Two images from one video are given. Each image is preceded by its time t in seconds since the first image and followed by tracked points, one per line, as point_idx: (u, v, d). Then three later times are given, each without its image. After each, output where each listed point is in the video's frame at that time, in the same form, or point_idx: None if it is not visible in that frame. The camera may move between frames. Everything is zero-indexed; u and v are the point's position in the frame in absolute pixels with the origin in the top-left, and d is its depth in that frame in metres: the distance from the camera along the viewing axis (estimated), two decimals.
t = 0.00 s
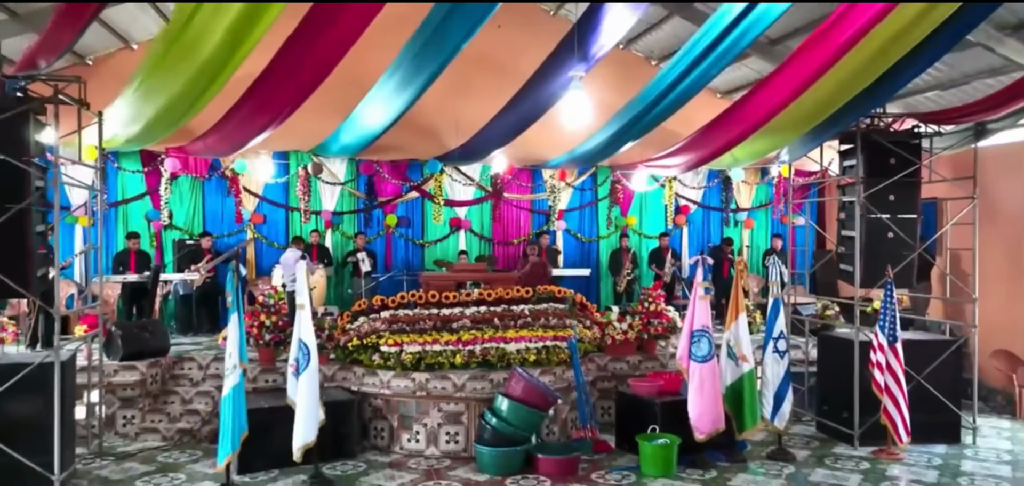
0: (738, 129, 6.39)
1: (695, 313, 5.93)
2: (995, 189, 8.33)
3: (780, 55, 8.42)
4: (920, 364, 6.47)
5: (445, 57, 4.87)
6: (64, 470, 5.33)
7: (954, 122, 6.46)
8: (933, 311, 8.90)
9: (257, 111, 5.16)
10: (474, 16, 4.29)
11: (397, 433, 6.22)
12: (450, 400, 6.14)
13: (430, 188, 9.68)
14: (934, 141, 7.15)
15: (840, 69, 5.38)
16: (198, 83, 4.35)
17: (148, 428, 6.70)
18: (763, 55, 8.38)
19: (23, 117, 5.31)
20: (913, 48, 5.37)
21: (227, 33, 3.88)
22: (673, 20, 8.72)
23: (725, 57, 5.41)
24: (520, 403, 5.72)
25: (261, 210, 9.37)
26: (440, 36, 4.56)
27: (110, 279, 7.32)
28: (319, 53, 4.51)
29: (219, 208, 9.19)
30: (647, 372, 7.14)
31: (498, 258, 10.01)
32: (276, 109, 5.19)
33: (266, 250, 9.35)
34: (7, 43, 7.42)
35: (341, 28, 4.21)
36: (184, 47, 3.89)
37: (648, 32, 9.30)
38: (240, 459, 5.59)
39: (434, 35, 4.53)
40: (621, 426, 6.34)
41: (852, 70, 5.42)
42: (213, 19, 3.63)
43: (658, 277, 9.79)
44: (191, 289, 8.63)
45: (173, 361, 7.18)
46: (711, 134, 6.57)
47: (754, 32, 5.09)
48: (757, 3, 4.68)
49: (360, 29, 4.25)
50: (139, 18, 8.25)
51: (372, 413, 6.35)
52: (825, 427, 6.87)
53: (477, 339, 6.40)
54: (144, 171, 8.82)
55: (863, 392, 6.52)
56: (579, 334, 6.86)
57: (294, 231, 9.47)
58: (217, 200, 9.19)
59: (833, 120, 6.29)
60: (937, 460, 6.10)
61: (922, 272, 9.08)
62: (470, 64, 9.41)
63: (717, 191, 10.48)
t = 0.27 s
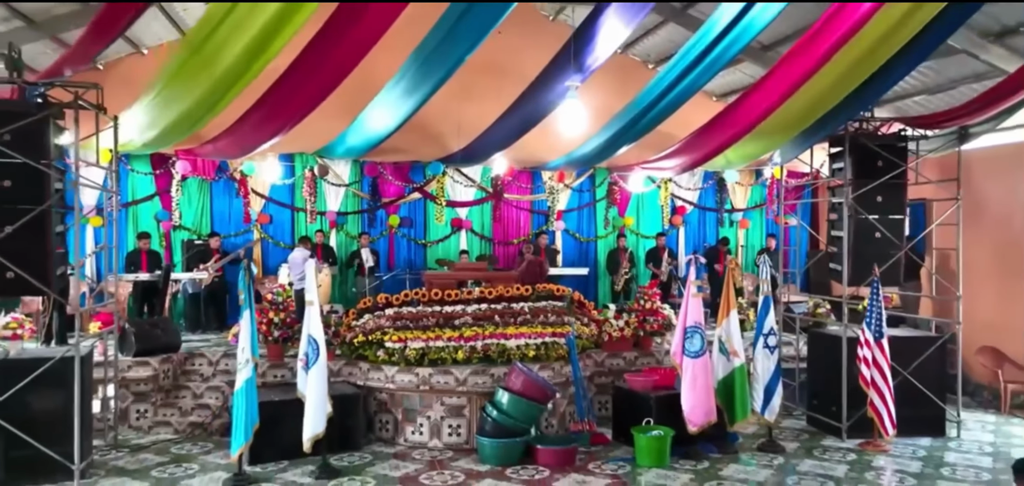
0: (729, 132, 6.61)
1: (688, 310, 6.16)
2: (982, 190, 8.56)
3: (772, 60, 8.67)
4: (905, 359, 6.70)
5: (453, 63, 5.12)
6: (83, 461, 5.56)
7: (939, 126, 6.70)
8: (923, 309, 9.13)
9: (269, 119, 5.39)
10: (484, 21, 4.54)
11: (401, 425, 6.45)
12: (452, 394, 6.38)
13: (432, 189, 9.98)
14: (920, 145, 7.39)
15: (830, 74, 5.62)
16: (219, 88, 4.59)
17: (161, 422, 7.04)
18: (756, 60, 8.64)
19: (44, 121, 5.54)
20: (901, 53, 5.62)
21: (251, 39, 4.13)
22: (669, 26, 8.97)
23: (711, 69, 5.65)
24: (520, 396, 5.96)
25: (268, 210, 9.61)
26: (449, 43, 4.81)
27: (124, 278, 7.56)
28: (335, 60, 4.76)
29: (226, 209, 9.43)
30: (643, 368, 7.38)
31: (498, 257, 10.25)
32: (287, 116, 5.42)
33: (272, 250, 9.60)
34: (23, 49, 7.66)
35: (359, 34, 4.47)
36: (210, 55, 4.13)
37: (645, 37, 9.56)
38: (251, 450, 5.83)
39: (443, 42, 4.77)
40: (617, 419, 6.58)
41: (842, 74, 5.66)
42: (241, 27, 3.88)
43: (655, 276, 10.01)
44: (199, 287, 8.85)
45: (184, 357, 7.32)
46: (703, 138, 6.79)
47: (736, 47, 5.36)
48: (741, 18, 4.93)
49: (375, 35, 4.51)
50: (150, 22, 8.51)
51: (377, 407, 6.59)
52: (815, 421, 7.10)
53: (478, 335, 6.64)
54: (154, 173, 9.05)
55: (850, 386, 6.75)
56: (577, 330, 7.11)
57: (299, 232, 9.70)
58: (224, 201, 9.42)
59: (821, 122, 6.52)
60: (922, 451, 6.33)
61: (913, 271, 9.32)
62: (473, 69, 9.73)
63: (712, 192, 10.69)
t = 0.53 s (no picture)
0: (722, 135, 6.82)
1: (682, 307, 6.39)
2: (970, 191, 8.79)
3: (765, 64, 8.90)
4: (892, 355, 6.92)
5: (459, 69, 5.34)
6: (101, 452, 5.79)
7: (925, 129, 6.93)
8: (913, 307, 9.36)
9: (278, 123, 5.62)
10: (490, 28, 4.78)
11: (405, 419, 6.69)
12: (454, 388, 6.61)
13: (434, 191, 10.17)
14: (907, 147, 7.62)
15: (820, 79, 5.84)
16: (238, 95, 4.83)
17: (172, 416, 7.27)
18: (750, 64, 8.87)
19: (63, 126, 5.78)
20: (892, 58, 5.83)
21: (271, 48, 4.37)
22: (664, 31, 9.22)
23: (700, 77, 5.79)
24: (520, 390, 6.20)
25: (273, 211, 9.84)
26: (456, 51, 5.04)
27: (136, 277, 7.78)
28: (348, 67, 5.01)
29: (233, 209, 9.68)
30: (639, 364, 7.61)
31: (498, 257, 10.49)
32: (297, 121, 5.64)
33: (278, 249, 9.85)
34: (39, 55, 7.89)
35: (373, 40, 4.72)
36: (232, 63, 4.36)
37: (641, 41, 9.79)
38: (262, 442, 6.07)
39: (450, 50, 4.99)
40: (613, 413, 6.81)
41: (833, 79, 5.88)
42: (264, 36, 4.12)
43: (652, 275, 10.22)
44: (207, 286, 9.02)
45: (194, 353, 7.57)
46: (698, 141, 7.00)
47: (724, 57, 5.51)
48: (728, 31, 5.11)
49: (388, 41, 4.77)
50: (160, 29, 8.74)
51: (382, 401, 6.82)
52: (805, 415, 7.34)
53: (479, 331, 6.88)
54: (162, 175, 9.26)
55: (839, 381, 6.99)
56: (575, 327, 7.35)
57: (304, 232, 9.98)
58: (231, 201, 9.68)
59: (811, 125, 6.74)
60: (907, 444, 6.56)
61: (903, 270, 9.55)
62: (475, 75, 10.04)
63: (708, 193, 10.94)
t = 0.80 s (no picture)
0: (713, 139, 7.06)
1: (675, 305, 6.63)
2: (958, 192, 9.03)
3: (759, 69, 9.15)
4: (880, 351, 7.16)
5: (463, 77, 5.58)
6: (118, 443, 6.04)
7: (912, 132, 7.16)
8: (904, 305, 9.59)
9: (285, 131, 5.84)
10: (496, 37, 5.03)
11: (409, 412, 6.93)
12: (456, 382, 6.85)
13: (436, 191, 10.40)
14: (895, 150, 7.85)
15: (810, 85, 6.09)
16: (255, 102, 5.08)
17: (184, 409, 7.54)
18: (744, 69, 9.11)
19: (82, 131, 6.02)
20: (874, 67, 6.06)
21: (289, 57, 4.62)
22: (660, 36, 9.48)
23: (689, 87, 5.99)
24: (520, 384, 6.46)
25: (279, 211, 10.08)
26: (463, 59, 5.28)
27: (147, 276, 8.02)
28: (352, 86, 5.17)
29: (239, 209, 9.90)
30: (635, 360, 7.83)
31: (499, 256, 10.72)
32: (304, 130, 5.87)
33: (283, 249, 10.07)
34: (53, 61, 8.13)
35: (377, 62, 4.90)
36: (251, 71, 4.61)
37: (638, 46, 10.04)
38: (272, 435, 6.31)
39: (457, 58, 5.22)
40: (610, 407, 7.05)
41: (821, 85, 6.12)
42: (283, 46, 4.37)
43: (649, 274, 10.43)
44: (215, 284, 9.25)
45: (204, 350, 7.82)
46: (692, 143, 7.24)
47: (712, 67, 5.75)
48: (716, 41, 5.36)
49: (390, 62, 4.93)
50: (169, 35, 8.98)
51: (387, 395, 7.06)
52: (796, 409, 7.58)
53: (480, 328, 7.13)
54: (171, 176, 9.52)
55: (828, 377, 7.23)
56: (573, 324, 7.59)
57: (309, 232, 10.19)
58: (237, 202, 9.90)
59: (799, 128, 6.98)
60: (894, 436, 6.80)
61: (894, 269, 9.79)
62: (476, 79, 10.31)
63: (703, 194, 11.13)
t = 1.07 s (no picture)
0: (706, 142, 7.31)
1: (670, 303, 6.86)
2: (947, 194, 9.27)
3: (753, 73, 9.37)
4: (868, 348, 7.40)
5: (468, 83, 5.80)
6: (132, 436, 6.28)
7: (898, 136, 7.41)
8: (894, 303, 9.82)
9: (293, 139, 6.07)
10: (500, 44, 5.25)
11: (412, 407, 7.16)
12: (458, 378, 7.08)
13: (438, 192, 10.64)
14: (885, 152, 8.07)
15: (802, 91, 6.28)
16: (267, 109, 5.29)
17: (193, 404, 7.73)
18: (738, 73, 9.33)
19: (98, 136, 6.26)
20: (857, 79, 6.25)
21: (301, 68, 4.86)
22: (656, 41, 9.72)
23: (682, 93, 6.23)
24: (519, 380, 6.70)
25: (284, 212, 10.32)
26: (468, 65, 5.46)
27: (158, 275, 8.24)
28: (357, 97, 5.38)
29: (246, 211, 10.16)
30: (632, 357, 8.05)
31: (499, 256, 10.96)
32: (311, 138, 6.11)
33: (289, 249, 10.33)
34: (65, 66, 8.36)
35: (382, 74, 5.09)
36: (266, 80, 4.82)
37: (635, 50, 10.27)
38: (280, 428, 6.55)
39: (462, 65, 5.45)
40: (607, 402, 7.29)
41: (810, 92, 6.34)
42: (296, 57, 4.59)
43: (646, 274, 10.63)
44: (222, 283, 9.41)
45: (213, 347, 8.06)
46: (688, 144, 7.43)
47: (701, 76, 6.00)
48: (706, 51, 5.60)
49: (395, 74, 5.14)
50: (178, 41, 9.22)
51: (390, 390, 7.29)
52: (787, 404, 7.81)
53: (482, 326, 7.40)
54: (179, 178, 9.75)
55: (818, 373, 7.47)
56: (571, 322, 7.83)
57: (313, 232, 10.45)
58: (244, 203, 10.16)
59: (788, 133, 7.20)
60: (880, 430, 7.04)
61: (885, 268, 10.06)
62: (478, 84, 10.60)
63: (698, 195, 11.35)
